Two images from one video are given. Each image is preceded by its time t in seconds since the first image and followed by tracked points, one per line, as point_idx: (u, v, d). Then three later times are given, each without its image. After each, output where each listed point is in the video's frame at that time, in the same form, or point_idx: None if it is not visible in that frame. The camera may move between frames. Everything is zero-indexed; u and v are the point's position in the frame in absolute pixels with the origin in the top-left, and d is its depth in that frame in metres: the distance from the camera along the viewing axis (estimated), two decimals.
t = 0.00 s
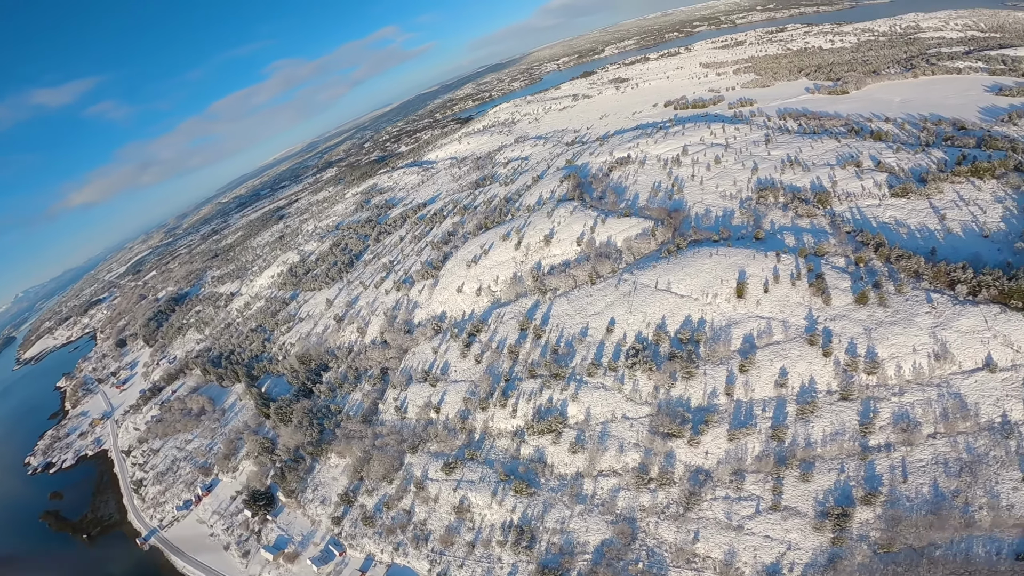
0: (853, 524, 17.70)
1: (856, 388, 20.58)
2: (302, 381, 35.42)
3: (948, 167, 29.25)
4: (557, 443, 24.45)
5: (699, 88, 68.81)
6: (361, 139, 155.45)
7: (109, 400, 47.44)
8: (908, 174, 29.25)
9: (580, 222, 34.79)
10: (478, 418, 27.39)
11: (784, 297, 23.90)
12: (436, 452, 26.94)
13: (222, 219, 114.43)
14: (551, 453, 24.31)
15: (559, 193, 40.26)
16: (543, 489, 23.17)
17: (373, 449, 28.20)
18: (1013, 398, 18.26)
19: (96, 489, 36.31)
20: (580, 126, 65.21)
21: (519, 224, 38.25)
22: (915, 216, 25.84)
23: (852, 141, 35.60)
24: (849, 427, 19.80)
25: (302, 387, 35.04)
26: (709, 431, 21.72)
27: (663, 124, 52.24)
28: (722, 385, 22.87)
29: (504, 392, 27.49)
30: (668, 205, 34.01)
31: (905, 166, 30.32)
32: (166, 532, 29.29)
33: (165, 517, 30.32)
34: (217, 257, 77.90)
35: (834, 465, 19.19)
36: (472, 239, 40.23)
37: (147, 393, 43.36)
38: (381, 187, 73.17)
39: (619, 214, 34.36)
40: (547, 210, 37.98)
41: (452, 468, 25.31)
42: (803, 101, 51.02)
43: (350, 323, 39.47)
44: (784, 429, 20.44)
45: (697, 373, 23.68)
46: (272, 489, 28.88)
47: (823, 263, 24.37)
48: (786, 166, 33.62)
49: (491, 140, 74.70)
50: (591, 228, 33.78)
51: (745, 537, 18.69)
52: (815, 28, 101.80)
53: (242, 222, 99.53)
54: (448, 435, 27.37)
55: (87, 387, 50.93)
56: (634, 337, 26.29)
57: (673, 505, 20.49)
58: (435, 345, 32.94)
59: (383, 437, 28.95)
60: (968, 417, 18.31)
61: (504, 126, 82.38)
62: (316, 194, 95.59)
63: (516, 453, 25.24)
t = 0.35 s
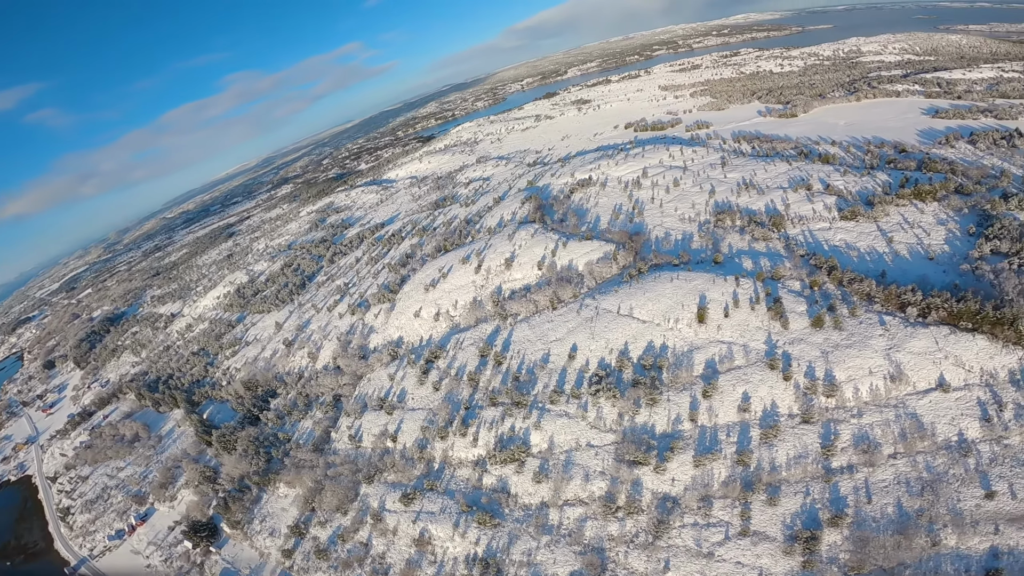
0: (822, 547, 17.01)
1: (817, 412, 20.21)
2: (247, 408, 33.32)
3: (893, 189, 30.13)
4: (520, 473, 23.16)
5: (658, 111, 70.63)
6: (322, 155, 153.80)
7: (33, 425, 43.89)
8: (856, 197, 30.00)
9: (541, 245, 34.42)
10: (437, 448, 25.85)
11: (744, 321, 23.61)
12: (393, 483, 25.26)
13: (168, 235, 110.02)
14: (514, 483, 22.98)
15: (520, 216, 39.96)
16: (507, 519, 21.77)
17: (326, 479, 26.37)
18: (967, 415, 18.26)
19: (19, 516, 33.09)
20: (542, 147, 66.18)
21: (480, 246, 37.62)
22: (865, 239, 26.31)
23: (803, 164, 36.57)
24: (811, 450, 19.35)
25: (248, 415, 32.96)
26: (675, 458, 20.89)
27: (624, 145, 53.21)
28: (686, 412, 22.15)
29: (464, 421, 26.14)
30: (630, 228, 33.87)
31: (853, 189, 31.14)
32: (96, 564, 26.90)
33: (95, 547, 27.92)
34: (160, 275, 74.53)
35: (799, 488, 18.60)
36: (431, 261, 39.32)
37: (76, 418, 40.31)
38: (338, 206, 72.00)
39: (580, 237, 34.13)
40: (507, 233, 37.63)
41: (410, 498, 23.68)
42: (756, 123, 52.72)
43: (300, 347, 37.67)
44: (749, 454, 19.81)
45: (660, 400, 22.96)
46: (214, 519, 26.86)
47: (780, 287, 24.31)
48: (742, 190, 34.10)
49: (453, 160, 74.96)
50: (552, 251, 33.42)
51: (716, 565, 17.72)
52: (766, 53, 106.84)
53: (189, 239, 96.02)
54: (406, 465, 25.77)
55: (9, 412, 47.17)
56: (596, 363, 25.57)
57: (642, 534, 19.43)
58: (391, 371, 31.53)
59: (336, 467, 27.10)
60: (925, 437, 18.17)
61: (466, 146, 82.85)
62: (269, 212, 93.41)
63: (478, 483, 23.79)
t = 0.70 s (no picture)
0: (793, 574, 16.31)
1: (780, 436, 19.80)
2: (186, 435, 31.07)
3: (842, 213, 30.97)
4: (483, 503, 21.82)
5: (619, 133, 72.29)
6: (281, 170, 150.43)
7: None
8: (808, 221, 30.67)
9: (502, 269, 33.90)
10: (394, 478, 24.25)
11: (706, 346, 23.28)
12: (346, 515, 23.38)
13: (107, 251, 104.36)
14: (477, 514, 21.63)
15: (481, 238, 39.55)
16: (470, 553, 20.30)
17: (272, 510, 24.41)
18: (925, 435, 18.19)
19: None
20: (505, 168, 67.05)
21: (439, 269, 36.73)
22: (818, 262, 26.72)
23: (757, 188, 37.43)
24: (777, 474, 18.86)
25: (186, 442, 30.73)
26: (642, 485, 20.07)
27: (585, 168, 54.21)
28: (652, 440, 21.43)
29: (422, 450, 24.69)
30: (592, 252, 33.81)
31: (806, 213, 31.87)
32: None
33: None
34: (93, 293, 70.17)
35: (766, 513, 18.01)
36: (388, 283, 38.10)
37: None
38: (291, 223, 70.15)
39: (542, 260, 33.81)
40: (467, 255, 37.04)
41: (365, 531, 22.00)
42: (713, 147, 54.28)
43: (245, 372, 35.51)
44: (716, 480, 19.16)
45: (625, 427, 22.16)
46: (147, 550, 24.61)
47: (740, 312, 24.18)
48: (701, 213, 34.52)
49: (414, 180, 74.64)
50: (513, 275, 32.94)
51: None
52: (722, 78, 111.49)
53: (129, 255, 91.07)
54: (360, 495, 24.06)
55: None
56: (559, 391, 24.74)
57: (611, 565, 18.39)
58: (343, 399, 29.89)
59: (284, 497, 25.12)
60: (886, 458, 17.96)
61: (427, 165, 82.83)
62: (218, 228, 90.18)
63: (438, 514, 22.29)
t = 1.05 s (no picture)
0: None
1: (747, 459, 19.23)
2: (116, 462, 28.71)
3: (797, 236, 31.63)
4: (445, 535, 20.34)
5: (581, 153, 73.65)
6: (233, 185, 145.72)
7: None
8: (765, 244, 31.16)
9: (462, 291, 33.22)
10: (348, 509, 22.52)
11: (670, 371, 22.79)
12: (297, 547, 21.66)
13: (36, 264, 97.42)
14: (439, 547, 20.14)
15: (441, 258, 38.97)
16: None
17: (213, 540, 22.45)
18: (888, 455, 17.95)
19: None
20: (467, 187, 67.32)
21: (397, 290, 35.58)
22: (776, 285, 26.94)
23: (715, 210, 38.07)
24: (745, 498, 18.20)
25: (116, 469, 28.38)
26: (611, 514, 19.01)
27: (547, 188, 54.88)
28: (619, 466, 20.43)
29: (378, 480, 23.07)
30: (554, 274, 33.64)
31: (763, 235, 32.43)
32: None
33: None
34: (17, 310, 65.02)
35: (738, 539, 17.27)
36: (342, 304, 36.61)
37: None
38: (241, 240, 67.74)
39: (503, 282, 33.39)
40: (425, 277, 36.18)
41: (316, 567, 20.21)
42: (672, 168, 55.72)
43: (184, 396, 33.11)
44: (685, 506, 18.29)
45: (592, 454, 21.10)
46: None
47: (703, 335, 23.92)
48: (662, 236, 34.84)
49: (373, 197, 73.63)
50: (474, 298, 32.29)
51: None
52: (680, 100, 115.57)
53: (62, 268, 85.31)
54: (312, 527, 22.27)
55: None
56: (523, 418, 23.72)
57: None
58: (292, 424, 28.00)
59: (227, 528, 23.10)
60: (851, 479, 17.57)
61: (387, 182, 82.12)
62: (163, 242, 86.07)
63: (397, 547, 20.68)
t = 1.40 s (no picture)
0: None
1: (721, 482, 18.49)
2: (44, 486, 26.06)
3: (759, 255, 32.05)
4: (410, 570, 18.77)
5: (547, 170, 74.27)
6: (188, 197, 139.92)
7: None
8: (729, 263, 31.40)
9: (424, 311, 32.10)
10: (303, 539, 20.72)
11: (641, 395, 22.13)
12: None
13: None
14: None
15: (403, 277, 37.84)
16: None
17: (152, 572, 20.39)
18: (858, 472, 17.64)
19: None
20: (432, 204, 66.63)
21: (357, 310, 34.13)
22: (741, 304, 26.98)
23: (680, 229, 38.41)
24: (722, 522, 17.36)
25: (44, 494, 25.75)
26: (586, 542, 17.86)
27: (513, 206, 54.78)
28: (591, 492, 19.38)
29: (335, 509, 21.36)
30: (521, 294, 33.08)
31: (727, 254, 32.76)
32: None
33: None
34: None
35: (717, 564, 16.33)
36: (298, 324, 34.77)
37: None
38: (191, 254, 64.49)
39: (468, 303, 32.51)
40: (386, 296, 34.93)
41: None
42: (638, 186, 56.56)
43: (120, 419, 30.46)
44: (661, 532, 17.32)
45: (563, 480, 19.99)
46: None
47: (672, 356, 23.51)
48: (629, 255, 34.86)
49: (334, 212, 71.78)
50: (437, 318, 31.22)
51: None
52: (645, 119, 118.92)
53: None
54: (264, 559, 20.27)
55: None
56: (489, 444, 22.53)
57: None
58: (241, 450, 25.97)
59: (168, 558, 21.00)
60: (825, 498, 17.05)
61: (351, 197, 80.46)
62: (108, 255, 81.11)
63: None
